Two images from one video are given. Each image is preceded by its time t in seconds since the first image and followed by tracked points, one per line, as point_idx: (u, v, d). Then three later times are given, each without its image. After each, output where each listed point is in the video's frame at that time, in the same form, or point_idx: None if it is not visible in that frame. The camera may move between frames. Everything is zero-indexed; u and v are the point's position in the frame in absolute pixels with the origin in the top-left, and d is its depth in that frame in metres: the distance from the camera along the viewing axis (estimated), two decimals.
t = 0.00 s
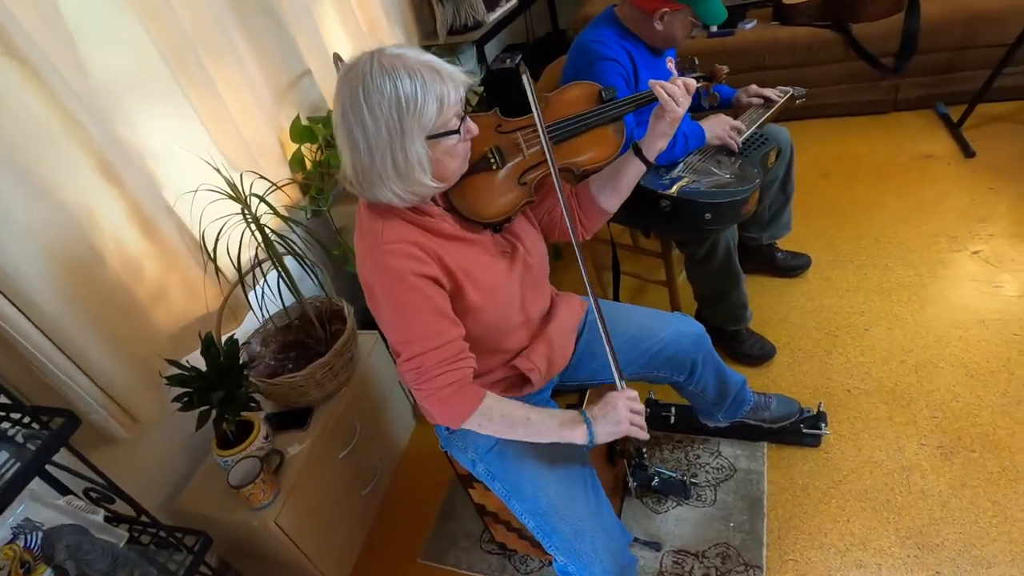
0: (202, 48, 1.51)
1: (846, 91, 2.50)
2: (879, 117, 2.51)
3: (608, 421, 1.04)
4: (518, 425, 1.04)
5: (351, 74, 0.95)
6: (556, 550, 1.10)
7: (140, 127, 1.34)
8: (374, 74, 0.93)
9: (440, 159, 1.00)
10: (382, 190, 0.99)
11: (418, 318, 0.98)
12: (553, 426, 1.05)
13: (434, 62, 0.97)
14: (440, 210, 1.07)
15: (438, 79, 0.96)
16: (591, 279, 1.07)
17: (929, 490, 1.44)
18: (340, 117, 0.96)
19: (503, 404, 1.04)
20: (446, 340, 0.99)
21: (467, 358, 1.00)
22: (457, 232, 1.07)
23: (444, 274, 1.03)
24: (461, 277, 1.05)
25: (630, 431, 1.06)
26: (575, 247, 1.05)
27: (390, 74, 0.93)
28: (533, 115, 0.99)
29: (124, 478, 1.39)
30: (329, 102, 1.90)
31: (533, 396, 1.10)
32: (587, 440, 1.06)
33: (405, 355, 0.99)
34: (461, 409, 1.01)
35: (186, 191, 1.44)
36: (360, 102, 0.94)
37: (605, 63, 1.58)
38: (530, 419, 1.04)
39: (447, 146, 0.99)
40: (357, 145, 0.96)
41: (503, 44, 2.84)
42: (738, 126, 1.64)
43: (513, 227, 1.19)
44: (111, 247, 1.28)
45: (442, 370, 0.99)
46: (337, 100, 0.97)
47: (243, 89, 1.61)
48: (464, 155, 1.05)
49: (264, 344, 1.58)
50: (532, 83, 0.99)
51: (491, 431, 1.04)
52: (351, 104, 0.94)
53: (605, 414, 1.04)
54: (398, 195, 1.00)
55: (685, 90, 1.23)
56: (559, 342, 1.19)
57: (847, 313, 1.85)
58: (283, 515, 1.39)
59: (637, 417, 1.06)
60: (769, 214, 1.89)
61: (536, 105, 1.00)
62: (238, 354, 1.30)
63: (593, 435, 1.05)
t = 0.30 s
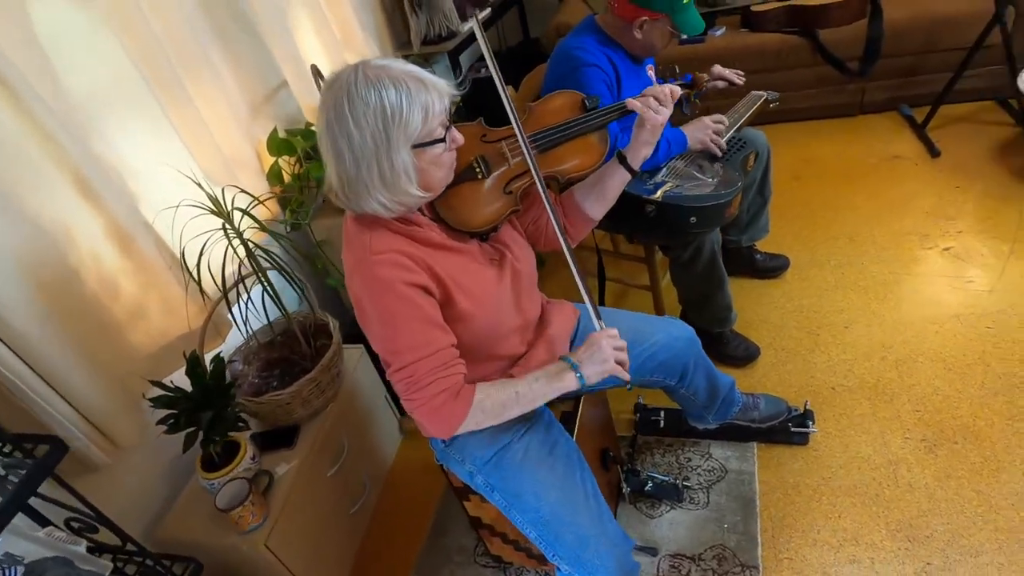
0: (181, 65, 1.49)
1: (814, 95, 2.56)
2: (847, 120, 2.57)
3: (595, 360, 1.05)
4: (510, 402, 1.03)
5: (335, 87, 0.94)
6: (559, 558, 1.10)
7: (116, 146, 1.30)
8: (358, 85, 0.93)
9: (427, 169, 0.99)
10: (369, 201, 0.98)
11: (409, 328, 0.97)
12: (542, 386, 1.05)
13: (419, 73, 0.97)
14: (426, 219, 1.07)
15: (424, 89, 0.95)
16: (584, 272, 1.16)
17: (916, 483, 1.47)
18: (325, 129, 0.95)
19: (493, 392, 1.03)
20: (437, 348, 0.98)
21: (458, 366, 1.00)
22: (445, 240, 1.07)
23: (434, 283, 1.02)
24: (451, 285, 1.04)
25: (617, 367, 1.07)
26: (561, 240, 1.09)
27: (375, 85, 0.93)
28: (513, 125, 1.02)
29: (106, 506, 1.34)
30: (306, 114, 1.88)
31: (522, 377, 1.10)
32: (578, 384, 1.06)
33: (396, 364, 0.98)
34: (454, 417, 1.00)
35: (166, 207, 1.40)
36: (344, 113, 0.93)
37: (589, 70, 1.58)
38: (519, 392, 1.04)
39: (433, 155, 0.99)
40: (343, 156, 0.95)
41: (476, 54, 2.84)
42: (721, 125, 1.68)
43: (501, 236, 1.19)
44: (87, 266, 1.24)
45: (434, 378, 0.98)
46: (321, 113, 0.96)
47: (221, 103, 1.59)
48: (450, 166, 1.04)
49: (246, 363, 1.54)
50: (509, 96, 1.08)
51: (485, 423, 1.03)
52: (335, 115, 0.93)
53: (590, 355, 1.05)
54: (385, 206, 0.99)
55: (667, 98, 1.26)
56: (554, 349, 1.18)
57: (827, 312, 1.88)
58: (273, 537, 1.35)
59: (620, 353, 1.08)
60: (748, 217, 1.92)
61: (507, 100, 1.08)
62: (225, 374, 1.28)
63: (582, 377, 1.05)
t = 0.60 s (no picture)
0: (157, 77, 1.46)
1: (776, 111, 2.66)
2: (808, 135, 2.69)
3: (591, 421, 1.02)
4: (503, 435, 1.02)
5: (323, 95, 0.94)
6: (558, 563, 1.09)
7: (90, 157, 1.27)
8: (348, 92, 0.92)
9: (416, 175, 0.98)
10: (360, 207, 0.97)
11: (402, 336, 0.95)
12: (538, 432, 1.03)
13: (407, 81, 0.97)
14: (417, 228, 1.06)
15: (413, 96, 0.95)
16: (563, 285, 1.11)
17: (890, 480, 1.52)
18: (313, 136, 0.94)
19: (488, 418, 1.02)
20: (430, 358, 0.96)
21: (450, 377, 0.98)
22: (437, 250, 1.06)
23: (427, 291, 1.01)
24: (444, 293, 1.03)
25: (615, 429, 1.03)
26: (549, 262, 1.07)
27: (364, 92, 0.92)
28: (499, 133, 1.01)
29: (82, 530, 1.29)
30: (283, 128, 1.87)
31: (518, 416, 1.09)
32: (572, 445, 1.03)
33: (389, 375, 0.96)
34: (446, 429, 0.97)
35: (144, 220, 1.37)
36: (334, 120, 0.92)
37: (563, 87, 1.62)
38: (514, 430, 1.02)
39: (422, 160, 0.98)
40: (333, 163, 0.94)
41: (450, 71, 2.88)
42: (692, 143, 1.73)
43: (488, 242, 1.18)
44: (63, 281, 1.19)
45: (427, 389, 0.95)
46: (310, 121, 0.95)
47: (199, 116, 1.56)
48: (438, 173, 1.03)
49: (227, 379, 1.51)
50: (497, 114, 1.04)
51: (476, 448, 1.02)
52: (324, 122, 0.92)
53: (587, 415, 1.02)
54: (376, 211, 0.98)
55: (645, 106, 1.28)
56: (546, 356, 1.18)
57: (798, 318, 1.95)
58: (259, 556, 1.31)
59: (618, 415, 1.03)
60: (720, 228, 1.98)
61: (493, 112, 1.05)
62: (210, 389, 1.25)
63: (577, 437, 1.02)
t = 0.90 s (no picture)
0: (142, 79, 1.43)
1: (752, 130, 2.74)
2: (782, 153, 2.77)
3: (585, 473, 1.06)
4: (500, 459, 1.02)
5: (332, 92, 0.94)
6: (553, 571, 1.09)
7: (74, 158, 1.24)
8: (357, 90, 0.92)
9: (423, 172, 0.98)
10: (367, 204, 0.97)
11: (409, 336, 0.95)
12: (532, 470, 1.05)
13: (415, 81, 0.97)
14: (421, 230, 1.06)
15: (420, 95, 0.96)
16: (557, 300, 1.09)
17: (865, 487, 1.55)
18: (321, 133, 0.94)
19: (487, 436, 1.02)
20: (434, 359, 0.96)
21: (453, 378, 0.98)
22: (440, 253, 1.07)
23: (431, 292, 1.01)
24: (447, 295, 1.03)
25: (608, 484, 1.06)
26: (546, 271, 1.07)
27: (374, 90, 0.92)
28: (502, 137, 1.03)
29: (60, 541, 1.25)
30: (267, 134, 1.84)
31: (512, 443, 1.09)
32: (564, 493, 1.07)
33: (393, 375, 0.95)
34: (450, 430, 0.97)
35: (126, 224, 1.34)
36: (344, 117, 0.92)
37: (547, 104, 1.64)
38: (511, 458, 1.03)
39: (429, 158, 0.98)
40: (341, 160, 0.94)
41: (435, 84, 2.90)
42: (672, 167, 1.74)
43: (488, 249, 1.19)
44: (42, 285, 1.16)
45: (431, 390, 0.95)
46: (317, 118, 0.95)
47: (183, 120, 1.53)
48: (444, 172, 1.04)
49: (209, 389, 1.48)
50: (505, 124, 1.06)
51: (473, 462, 1.01)
52: (333, 119, 0.92)
53: (582, 467, 1.06)
54: (382, 208, 0.98)
55: (640, 116, 1.33)
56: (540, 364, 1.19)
57: (775, 330, 2.00)
58: (242, 567, 1.28)
59: (614, 470, 1.07)
60: (701, 241, 2.02)
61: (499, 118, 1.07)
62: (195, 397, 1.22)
63: (569, 486, 1.06)
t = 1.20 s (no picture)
0: (132, 78, 1.41)
1: (743, 141, 2.76)
2: (772, 165, 2.79)
3: (590, 432, 1.06)
4: (509, 446, 1.02)
5: (376, 91, 0.92)
6: None
7: (63, 158, 1.21)
8: (402, 93, 0.91)
9: (453, 184, 0.97)
10: (395, 207, 0.96)
11: (420, 341, 0.93)
12: (540, 444, 1.05)
13: (458, 92, 0.96)
14: (437, 238, 1.05)
15: (462, 107, 0.95)
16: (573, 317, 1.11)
17: (854, 501, 1.55)
18: (359, 130, 0.92)
19: (495, 430, 1.02)
20: (444, 366, 0.94)
21: (460, 388, 0.96)
22: (453, 262, 1.06)
23: (444, 300, 1.00)
24: (460, 304, 1.02)
25: (610, 443, 1.08)
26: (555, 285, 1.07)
27: (419, 96, 0.91)
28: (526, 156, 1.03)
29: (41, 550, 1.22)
30: (259, 136, 1.82)
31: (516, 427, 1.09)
32: (570, 455, 1.07)
33: (399, 379, 0.93)
34: (453, 439, 0.96)
35: (116, 226, 1.31)
36: (386, 119, 0.90)
37: (543, 116, 1.64)
38: (518, 440, 1.04)
39: (462, 170, 0.97)
40: (375, 161, 0.92)
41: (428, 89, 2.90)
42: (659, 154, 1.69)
43: (496, 263, 1.18)
44: (27, 287, 1.13)
45: (437, 398, 0.94)
46: (358, 114, 0.93)
47: (174, 120, 1.51)
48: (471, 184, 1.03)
49: (196, 395, 1.45)
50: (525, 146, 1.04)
51: (480, 459, 1.02)
52: (374, 119, 0.91)
53: (586, 428, 1.06)
54: (410, 212, 0.97)
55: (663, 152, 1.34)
56: (539, 378, 1.19)
57: (765, 342, 2.01)
58: None
59: (615, 428, 1.09)
60: (692, 252, 2.03)
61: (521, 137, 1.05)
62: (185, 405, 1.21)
63: (576, 449, 1.06)
